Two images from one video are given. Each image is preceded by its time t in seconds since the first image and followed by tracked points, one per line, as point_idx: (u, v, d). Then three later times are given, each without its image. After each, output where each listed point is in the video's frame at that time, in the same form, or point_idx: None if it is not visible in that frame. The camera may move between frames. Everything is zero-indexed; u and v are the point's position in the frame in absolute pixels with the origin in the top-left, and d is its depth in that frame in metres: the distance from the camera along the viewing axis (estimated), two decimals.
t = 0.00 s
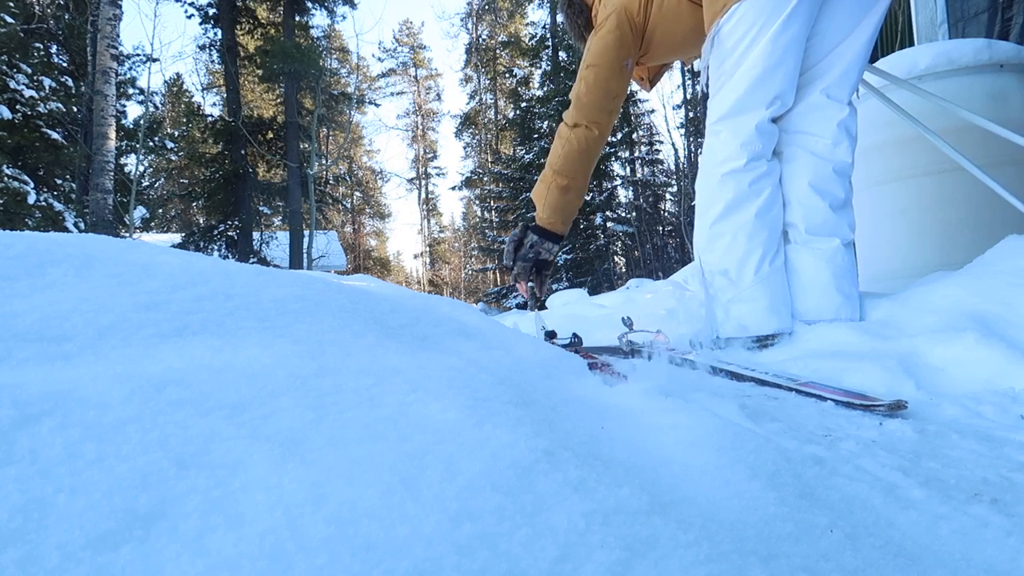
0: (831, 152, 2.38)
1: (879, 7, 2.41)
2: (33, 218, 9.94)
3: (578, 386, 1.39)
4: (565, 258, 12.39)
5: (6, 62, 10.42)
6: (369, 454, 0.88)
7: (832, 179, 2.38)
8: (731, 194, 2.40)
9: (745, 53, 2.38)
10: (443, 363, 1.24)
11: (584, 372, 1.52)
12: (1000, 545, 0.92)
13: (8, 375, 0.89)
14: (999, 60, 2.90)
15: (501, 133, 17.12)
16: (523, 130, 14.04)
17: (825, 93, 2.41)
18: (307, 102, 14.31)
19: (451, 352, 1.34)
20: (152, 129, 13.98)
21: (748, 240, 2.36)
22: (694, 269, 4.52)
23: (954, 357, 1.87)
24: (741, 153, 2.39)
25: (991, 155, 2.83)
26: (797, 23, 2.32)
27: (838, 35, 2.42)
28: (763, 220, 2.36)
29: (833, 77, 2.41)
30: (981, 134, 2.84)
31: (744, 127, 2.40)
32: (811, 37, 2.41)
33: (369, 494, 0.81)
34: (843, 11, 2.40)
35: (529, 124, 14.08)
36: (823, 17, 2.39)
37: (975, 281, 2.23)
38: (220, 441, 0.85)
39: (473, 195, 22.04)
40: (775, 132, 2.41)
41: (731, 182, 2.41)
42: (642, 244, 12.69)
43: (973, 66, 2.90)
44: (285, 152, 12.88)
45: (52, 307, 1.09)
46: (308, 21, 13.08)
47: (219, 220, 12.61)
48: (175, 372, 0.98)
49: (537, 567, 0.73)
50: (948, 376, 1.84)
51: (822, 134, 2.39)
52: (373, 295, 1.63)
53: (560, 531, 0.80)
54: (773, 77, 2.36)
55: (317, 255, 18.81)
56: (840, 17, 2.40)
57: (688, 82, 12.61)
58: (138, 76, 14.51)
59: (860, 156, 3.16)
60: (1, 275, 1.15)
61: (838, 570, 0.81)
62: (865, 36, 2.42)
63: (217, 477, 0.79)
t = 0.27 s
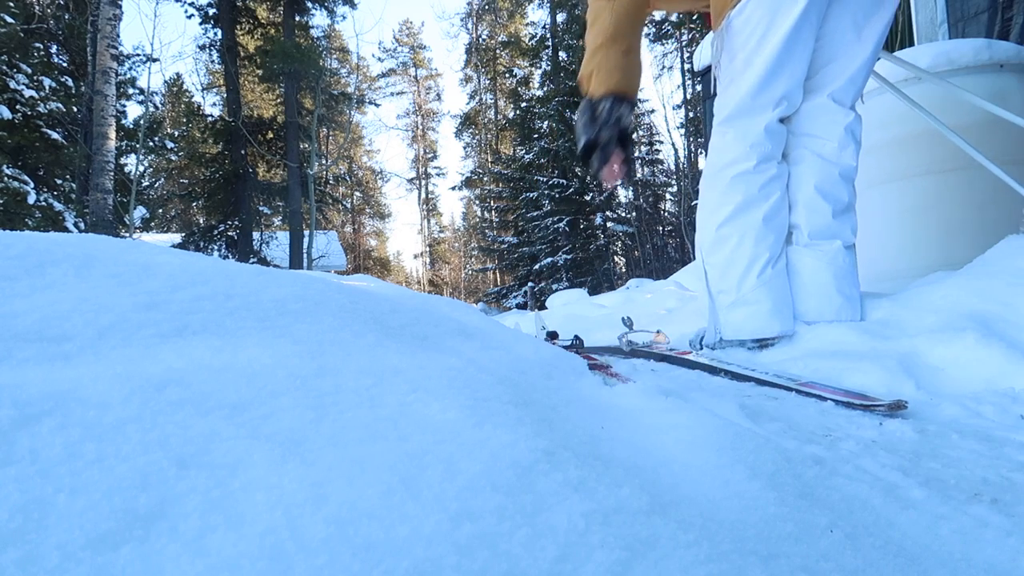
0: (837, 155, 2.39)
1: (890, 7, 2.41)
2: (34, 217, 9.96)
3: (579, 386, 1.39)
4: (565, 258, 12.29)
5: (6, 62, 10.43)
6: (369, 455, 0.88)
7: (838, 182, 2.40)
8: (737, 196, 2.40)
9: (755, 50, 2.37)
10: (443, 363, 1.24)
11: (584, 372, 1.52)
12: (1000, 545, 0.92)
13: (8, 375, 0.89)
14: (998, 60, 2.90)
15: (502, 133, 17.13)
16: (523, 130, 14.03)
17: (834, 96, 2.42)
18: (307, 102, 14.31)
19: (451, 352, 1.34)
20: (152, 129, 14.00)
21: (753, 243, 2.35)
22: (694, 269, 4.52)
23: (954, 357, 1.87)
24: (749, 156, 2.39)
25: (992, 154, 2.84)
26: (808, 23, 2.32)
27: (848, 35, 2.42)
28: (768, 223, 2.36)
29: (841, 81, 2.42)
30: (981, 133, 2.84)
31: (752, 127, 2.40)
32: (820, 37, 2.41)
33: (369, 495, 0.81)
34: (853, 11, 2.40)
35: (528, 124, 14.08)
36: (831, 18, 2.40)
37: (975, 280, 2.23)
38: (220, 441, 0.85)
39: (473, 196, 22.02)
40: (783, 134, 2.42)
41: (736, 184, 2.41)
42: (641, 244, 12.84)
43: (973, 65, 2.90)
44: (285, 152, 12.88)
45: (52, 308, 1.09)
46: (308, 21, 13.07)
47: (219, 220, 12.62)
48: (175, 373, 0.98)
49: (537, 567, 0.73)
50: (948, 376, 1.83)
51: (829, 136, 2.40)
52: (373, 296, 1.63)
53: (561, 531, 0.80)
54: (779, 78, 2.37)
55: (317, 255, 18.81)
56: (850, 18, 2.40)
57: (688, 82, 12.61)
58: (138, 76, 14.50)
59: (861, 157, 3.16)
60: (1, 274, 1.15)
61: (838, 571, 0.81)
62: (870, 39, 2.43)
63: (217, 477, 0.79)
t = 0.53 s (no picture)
0: (842, 156, 2.40)
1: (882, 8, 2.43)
2: (33, 218, 9.95)
3: (579, 385, 1.39)
4: (566, 257, 12.29)
5: (6, 62, 10.42)
6: (369, 454, 0.88)
7: (843, 183, 2.40)
8: (742, 197, 2.39)
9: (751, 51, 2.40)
10: (443, 363, 1.24)
11: (584, 372, 1.52)
12: (999, 545, 0.92)
13: (8, 375, 0.89)
14: (999, 59, 2.89)
15: (502, 133, 17.12)
16: (523, 130, 14.00)
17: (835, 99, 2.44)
18: (306, 102, 14.28)
19: (451, 352, 1.34)
20: (152, 129, 13.99)
21: (760, 245, 2.35)
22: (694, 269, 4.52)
23: (953, 358, 1.87)
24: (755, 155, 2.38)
25: (994, 154, 2.83)
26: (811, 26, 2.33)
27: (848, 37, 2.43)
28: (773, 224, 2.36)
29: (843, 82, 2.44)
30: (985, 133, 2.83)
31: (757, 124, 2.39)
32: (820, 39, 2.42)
33: (369, 495, 0.81)
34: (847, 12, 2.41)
35: (529, 123, 14.05)
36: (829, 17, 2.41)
37: (975, 280, 2.23)
38: (220, 441, 0.85)
39: (473, 196, 22.00)
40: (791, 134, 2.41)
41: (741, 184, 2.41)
42: (641, 244, 12.75)
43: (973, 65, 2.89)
44: (285, 153, 12.87)
45: (52, 308, 1.09)
46: (308, 21, 13.05)
47: (219, 220, 12.61)
48: (175, 373, 0.98)
49: (538, 567, 0.73)
50: (948, 376, 1.83)
51: (833, 135, 2.41)
52: (373, 295, 1.63)
53: (559, 530, 0.80)
54: (781, 75, 2.38)
55: (317, 255, 18.79)
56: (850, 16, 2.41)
57: (688, 82, 12.62)
58: (138, 76, 14.49)
59: (863, 156, 3.16)
60: (1, 274, 1.15)
61: (838, 570, 0.81)
62: (869, 37, 2.44)
63: (218, 477, 0.79)
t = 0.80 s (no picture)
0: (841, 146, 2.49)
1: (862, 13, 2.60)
2: (34, 217, 9.97)
3: (579, 385, 1.39)
4: (565, 258, 12.30)
5: (6, 62, 10.44)
6: (369, 455, 0.88)
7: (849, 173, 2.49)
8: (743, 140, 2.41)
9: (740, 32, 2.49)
10: (443, 363, 1.24)
11: (584, 372, 1.52)
12: (1000, 545, 0.92)
13: (7, 375, 0.89)
14: (999, 60, 2.91)
15: (502, 133, 17.13)
16: (523, 130, 14.01)
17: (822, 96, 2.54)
18: (306, 102, 14.27)
19: (451, 352, 1.34)
20: (152, 129, 13.99)
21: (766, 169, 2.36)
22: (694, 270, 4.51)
23: (954, 358, 1.87)
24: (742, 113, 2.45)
25: (995, 153, 2.83)
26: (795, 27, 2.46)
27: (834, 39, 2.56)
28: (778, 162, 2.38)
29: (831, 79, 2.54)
30: (985, 132, 2.83)
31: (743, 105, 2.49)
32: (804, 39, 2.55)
33: (369, 495, 0.81)
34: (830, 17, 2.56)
35: (529, 124, 14.07)
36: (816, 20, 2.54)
37: (977, 280, 2.23)
38: (219, 442, 0.85)
39: (473, 196, 21.98)
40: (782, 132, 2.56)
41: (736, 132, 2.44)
42: (642, 245, 12.34)
43: (973, 65, 2.90)
44: (285, 153, 12.87)
45: (52, 307, 1.09)
46: (308, 21, 13.05)
47: (219, 220, 12.62)
48: (174, 373, 0.98)
49: (537, 567, 0.73)
50: (948, 376, 1.84)
51: (825, 127, 2.51)
52: (373, 296, 1.63)
53: (560, 531, 0.80)
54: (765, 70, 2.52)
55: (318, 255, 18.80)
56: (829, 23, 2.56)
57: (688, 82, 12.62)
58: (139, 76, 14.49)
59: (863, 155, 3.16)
60: (2, 275, 1.15)
61: (838, 570, 0.81)
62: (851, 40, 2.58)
63: (217, 477, 0.79)
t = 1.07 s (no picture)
0: (831, 149, 2.45)
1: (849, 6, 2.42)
2: (33, 217, 9.97)
3: (579, 385, 1.39)
4: (566, 257, 12.33)
5: (6, 62, 10.45)
6: (370, 455, 0.88)
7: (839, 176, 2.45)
8: (686, 108, 2.13)
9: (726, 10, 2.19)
10: (442, 363, 1.24)
11: (584, 372, 1.52)
12: (1000, 545, 0.92)
13: (7, 375, 0.89)
14: (999, 60, 2.88)
15: (502, 133, 17.14)
16: (523, 130, 14.04)
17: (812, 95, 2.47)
18: (306, 102, 14.26)
19: (451, 352, 1.34)
20: (152, 129, 13.99)
21: (711, 161, 2.10)
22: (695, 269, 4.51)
23: (953, 358, 1.87)
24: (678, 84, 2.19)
25: (994, 155, 2.83)
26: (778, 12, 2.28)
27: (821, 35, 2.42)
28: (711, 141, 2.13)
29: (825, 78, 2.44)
30: (985, 133, 2.83)
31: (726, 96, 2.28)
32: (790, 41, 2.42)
33: (370, 495, 0.81)
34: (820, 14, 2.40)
35: (529, 124, 14.10)
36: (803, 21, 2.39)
37: (977, 281, 2.23)
38: (220, 442, 0.85)
39: (473, 196, 21.99)
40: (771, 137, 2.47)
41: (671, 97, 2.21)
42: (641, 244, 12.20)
43: (974, 65, 2.88)
44: (285, 153, 12.88)
45: (51, 308, 1.08)
46: (308, 21, 13.06)
47: (219, 220, 12.63)
48: (175, 373, 0.98)
49: (537, 568, 0.73)
50: (947, 376, 1.83)
51: (813, 130, 2.45)
52: (373, 296, 1.63)
53: (561, 530, 0.80)
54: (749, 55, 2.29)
55: (318, 255, 18.81)
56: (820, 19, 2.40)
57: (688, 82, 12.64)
58: (139, 77, 14.50)
59: (864, 156, 3.16)
60: (2, 274, 1.15)
61: (839, 570, 0.81)
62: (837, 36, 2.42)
63: (218, 477, 0.79)
